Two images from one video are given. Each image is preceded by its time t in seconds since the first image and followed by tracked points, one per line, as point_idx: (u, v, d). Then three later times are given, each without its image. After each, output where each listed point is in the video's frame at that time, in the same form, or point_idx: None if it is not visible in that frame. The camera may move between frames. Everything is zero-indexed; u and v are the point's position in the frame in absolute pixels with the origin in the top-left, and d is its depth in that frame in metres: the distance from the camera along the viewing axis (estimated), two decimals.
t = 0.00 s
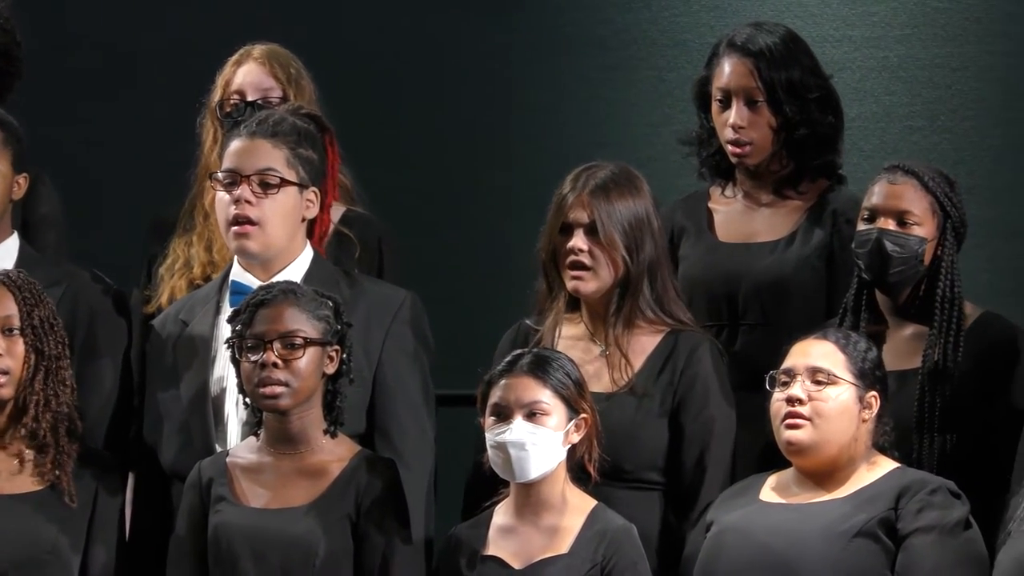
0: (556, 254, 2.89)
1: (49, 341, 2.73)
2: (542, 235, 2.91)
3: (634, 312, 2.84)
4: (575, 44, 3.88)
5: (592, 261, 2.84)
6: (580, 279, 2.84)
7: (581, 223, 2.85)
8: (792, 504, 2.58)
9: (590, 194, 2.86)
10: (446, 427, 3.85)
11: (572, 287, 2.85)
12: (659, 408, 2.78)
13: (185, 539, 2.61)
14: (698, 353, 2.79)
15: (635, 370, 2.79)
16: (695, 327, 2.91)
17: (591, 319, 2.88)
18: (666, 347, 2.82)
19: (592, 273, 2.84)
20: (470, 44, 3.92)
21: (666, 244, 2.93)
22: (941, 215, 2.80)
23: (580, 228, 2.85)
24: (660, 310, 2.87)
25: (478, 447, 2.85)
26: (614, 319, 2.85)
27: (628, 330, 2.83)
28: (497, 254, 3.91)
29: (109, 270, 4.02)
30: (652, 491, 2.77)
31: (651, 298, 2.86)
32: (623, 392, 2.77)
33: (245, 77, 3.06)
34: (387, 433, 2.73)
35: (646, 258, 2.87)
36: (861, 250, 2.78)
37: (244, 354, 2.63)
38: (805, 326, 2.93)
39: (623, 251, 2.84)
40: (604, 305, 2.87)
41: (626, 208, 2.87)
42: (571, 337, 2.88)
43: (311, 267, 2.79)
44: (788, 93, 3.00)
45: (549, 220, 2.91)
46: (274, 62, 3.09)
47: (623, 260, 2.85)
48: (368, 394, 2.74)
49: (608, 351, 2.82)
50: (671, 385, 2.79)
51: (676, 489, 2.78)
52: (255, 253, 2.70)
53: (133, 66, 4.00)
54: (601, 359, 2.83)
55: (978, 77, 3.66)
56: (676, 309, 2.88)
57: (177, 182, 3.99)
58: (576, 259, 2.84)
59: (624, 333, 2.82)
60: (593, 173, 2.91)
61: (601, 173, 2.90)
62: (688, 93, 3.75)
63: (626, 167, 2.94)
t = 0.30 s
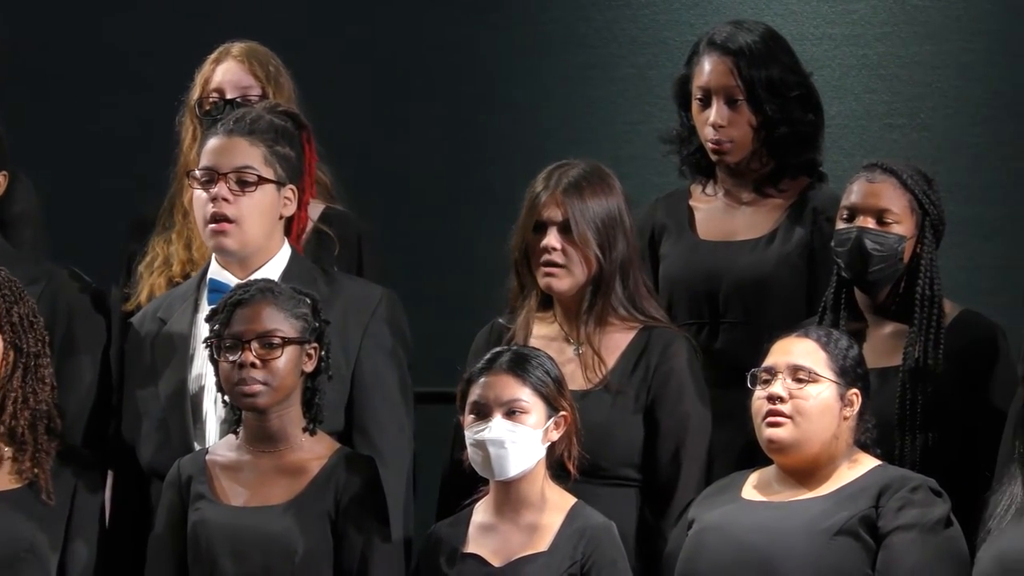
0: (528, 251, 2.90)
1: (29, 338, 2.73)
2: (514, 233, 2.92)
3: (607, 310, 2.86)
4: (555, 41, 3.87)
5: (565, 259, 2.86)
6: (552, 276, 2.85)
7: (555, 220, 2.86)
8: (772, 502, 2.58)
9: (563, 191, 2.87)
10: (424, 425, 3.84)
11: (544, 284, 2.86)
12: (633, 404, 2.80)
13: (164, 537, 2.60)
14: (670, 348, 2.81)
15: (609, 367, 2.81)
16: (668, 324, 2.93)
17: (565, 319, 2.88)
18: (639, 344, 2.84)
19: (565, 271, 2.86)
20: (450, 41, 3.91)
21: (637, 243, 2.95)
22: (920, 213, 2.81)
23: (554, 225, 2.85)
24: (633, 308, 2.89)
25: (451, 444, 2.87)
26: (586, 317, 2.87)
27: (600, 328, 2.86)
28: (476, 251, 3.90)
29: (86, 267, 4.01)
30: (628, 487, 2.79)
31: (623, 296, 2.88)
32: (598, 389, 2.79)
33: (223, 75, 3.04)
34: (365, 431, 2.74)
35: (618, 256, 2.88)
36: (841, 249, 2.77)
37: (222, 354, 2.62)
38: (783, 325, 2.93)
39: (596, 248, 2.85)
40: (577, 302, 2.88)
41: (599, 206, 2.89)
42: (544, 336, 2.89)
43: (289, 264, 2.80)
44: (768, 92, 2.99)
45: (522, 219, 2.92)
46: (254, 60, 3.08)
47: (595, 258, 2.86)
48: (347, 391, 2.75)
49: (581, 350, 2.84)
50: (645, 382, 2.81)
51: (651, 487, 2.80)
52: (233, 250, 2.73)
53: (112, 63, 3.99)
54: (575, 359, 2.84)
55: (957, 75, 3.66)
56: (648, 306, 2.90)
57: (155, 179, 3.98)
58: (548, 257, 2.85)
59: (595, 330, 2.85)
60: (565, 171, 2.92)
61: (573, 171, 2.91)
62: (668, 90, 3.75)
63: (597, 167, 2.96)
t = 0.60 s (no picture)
0: (504, 251, 2.92)
1: (9, 338, 2.74)
2: (488, 231, 2.95)
3: (582, 308, 2.88)
4: (533, 41, 3.88)
5: (539, 258, 2.87)
6: (528, 273, 2.87)
7: (528, 220, 2.88)
8: (750, 501, 2.57)
9: (536, 191, 2.89)
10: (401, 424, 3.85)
11: (521, 283, 2.87)
12: (609, 404, 2.81)
13: (143, 537, 2.60)
14: (645, 347, 2.83)
15: (584, 367, 2.83)
16: (644, 320, 2.94)
17: (541, 317, 2.91)
18: (615, 343, 2.85)
19: (540, 269, 2.87)
20: (431, 41, 3.91)
21: (613, 240, 2.97)
22: (896, 212, 2.81)
23: (527, 224, 2.87)
24: (609, 305, 2.91)
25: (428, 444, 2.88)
26: (564, 315, 2.88)
27: (576, 325, 2.87)
28: (454, 250, 3.90)
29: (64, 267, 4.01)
30: (604, 485, 2.79)
31: (599, 295, 2.90)
32: (573, 389, 2.81)
33: (200, 74, 3.05)
34: (343, 431, 2.75)
35: (593, 252, 2.90)
36: (817, 248, 2.78)
37: (199, 358, 2.62)
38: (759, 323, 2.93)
39: (570, 246, 2.87)
40: (552, 300, 2.90)
41: (572, 204, 2.91)
42: (519, 334, 2.91)
43: (266, 264, 2.81)
44: (744, 90, 3.00)
45: (495, 218, 2.94)
46: (230, 59, 3.08)
47: (570, 256, 2.88)
48: (324, 390, 2.76)
49: (557, 349, 2.85)
50: (621, 381, 2.82)
51: (628, 485, 2.81)
52: (209, 247, 2.73)
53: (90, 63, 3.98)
54: (550, 357, 2.86)
55: (934, 74, 3.66)
56: (624, 302, 2.92)
57: (135, 179, 3.98)
58: (523, 256, 2.86)
59: (573, 329, 2.86)
60: (536, 170, 2.94)
61: (544, 170, 2.94)
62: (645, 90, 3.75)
63: (570, 164, 2.98)
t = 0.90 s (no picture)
0: (480, 246, 2.94)
1: None
2: (464, 229, 2.96)
3: (561, 299, 2.89)
4: (510, 40, 3.88)
5: (516, 251, 2.88)
6: (506, 269, 2.87)
7: (503, 213, 2.89)
8: (725, 500, 2.57)
9: (510, 184, 2.90)
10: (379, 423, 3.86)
11: (499, 278, 2.88)
12: (587, 403, 2.81)
13: (118, 534, 2.59)
14: (623, 346, 2.84)
15: (563, 362, 2.83)
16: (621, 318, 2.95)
17: (518, 313, 2.92)
18: (592, 340, 2.86)
19: (518, 263, 2.88)
20: (409, 41, 3.91)
21: (588, 235, 2.98)
22: (871, 207, 2.82)
23: (503, 218, 2.88)
24: (585, 297, 2.92)
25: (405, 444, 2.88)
26: (543, 307, 2.89)
27: (557, 316, 2.88)
28: (431, 248, 3.89)
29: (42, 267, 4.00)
30: (583, 485, 2.80)
31: (576, 285, 2.91)
32: (551, 386, 2.81)
33: (174, 73, 3.04)
34: (318, 429, 2.75)
35: (569, 243, 2.92)
36: (792, 242, 2.78)
37: (175, 356, 2.62)
38: (735, 322, 2.94)
39: (547, 239, 2.89)
40: (529, 295, 2.91)
41: (549, 199, 2.92)
42: (494, 330, 2.92)
43: (241, 262, 2.81)
44: (719, 89, 3.00)
45: (470, 214, 2.95)
46: (204, 57, 3.08)
47: (547, 248, 2.89)
48: (299, 388, 2.76)
49: (537, 342, 2.86)
50: (599, 381, 2.83)
51: (609, 483, 2.82)
52: (186, 247, 2.74)
53: (69, 62, 3.98)
54: (522, 349, 2.87)
55: (911, 73, 3.67)
56: (601, 297, 2.93)
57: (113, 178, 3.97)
58: (500, 249, 2.87)
59: (553, 319, 2.87)
60: (511, 164, 2.96)
61: (518, 164, 2.95)
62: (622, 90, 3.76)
63: (544, 158, 2.99)
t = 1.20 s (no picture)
0: (453, 243, 2.95)
1: None
2: (437, 225, 2.97)
3: (531, 299, 2.90)
4: (481, 42, 3.89)
5: (488, 247, 2.89)
6: (477, 268, 2.89)
7: (476, 208, 2.90)
8: (692, 496, 2.58)
9: (485, 181, 2.92)
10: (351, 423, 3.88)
11: (470, 277, 2.90)
12: (560, 401, 2.83)
13: (89, 531, 2.60)
14: (596, 343, 2.85)
15: (534, 360, 2.84)
16: (593, 314, 2.97)
17: (488, 308, 2.94)
18: (564, 338, 2.87)
19: (489, 261, 2.89)
20: (382, 41, 3.92)
21: (560, 234, 2.99)
22: (842, 205, 2.85)
23: (476, 213, 2.90)
24: (557, 297, 2.93)
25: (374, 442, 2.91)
26: (511, 306, 2.90)
27: (525, 315, 2.89)
28: (402, 247, 3.92)
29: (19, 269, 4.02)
30: (556, 485, 2.81)
31: (547, 286, 2.92)
32: (524, 382, 2.82)
33: (146, 73, 3.06)
34: (287, 427, 2.76)
35: (542, 243, 2.92)
36: (761, 237, 2.79)
37: (146, 350, 2.62)
38: (704, 321, 2.96)
39: (519, 236, 2.90)
40: (500, 293, 2.92)
41: (523, 198, 2.93)
42: (464, 328, 2.94)
43: (211, 262, 2.83)
44: (690, 90, 3.02)
45: (444, 211, 2.96)
46: (176, 58, 3.10)
47: (519, 246, 2.90)
48: (269, 388, 2.77)
49: (507, 340, 2.87)
50: (573, 377, 2.84)
51: (582, 481, 2.84)
52: (154, 241, 2.77)
53: (44, 65, 3.99)
54: (495, 347, 2.88)
55: (882, 75, 3.69)
56: (572, 296, 2.94)
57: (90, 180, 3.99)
58: (472, 245, 2.89)
59: (521, 318, 2.88)
60: (485, 163, 2.96)
61: (493, 162, 2.96)
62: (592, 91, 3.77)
63: (518, 158, 3.00)
